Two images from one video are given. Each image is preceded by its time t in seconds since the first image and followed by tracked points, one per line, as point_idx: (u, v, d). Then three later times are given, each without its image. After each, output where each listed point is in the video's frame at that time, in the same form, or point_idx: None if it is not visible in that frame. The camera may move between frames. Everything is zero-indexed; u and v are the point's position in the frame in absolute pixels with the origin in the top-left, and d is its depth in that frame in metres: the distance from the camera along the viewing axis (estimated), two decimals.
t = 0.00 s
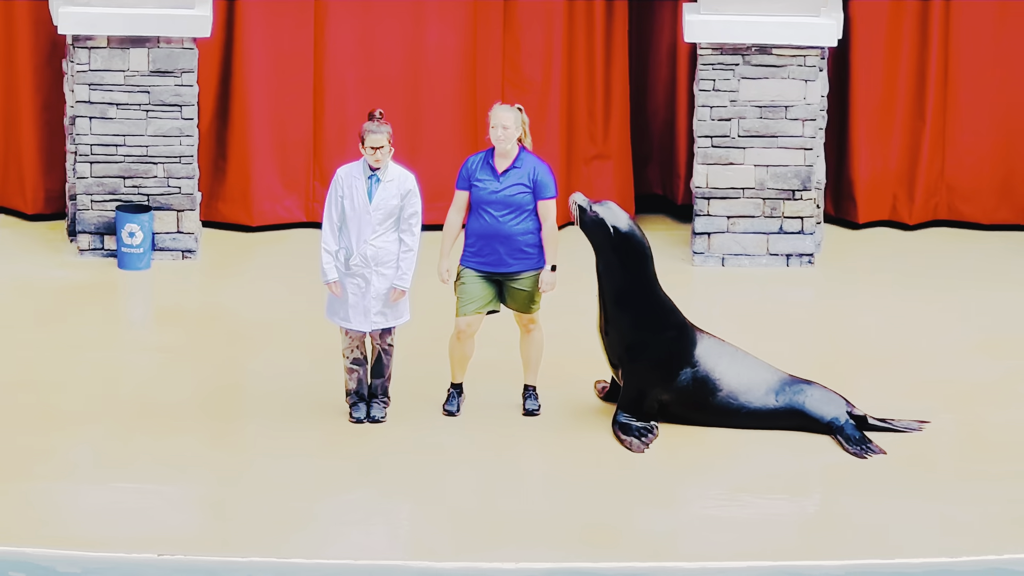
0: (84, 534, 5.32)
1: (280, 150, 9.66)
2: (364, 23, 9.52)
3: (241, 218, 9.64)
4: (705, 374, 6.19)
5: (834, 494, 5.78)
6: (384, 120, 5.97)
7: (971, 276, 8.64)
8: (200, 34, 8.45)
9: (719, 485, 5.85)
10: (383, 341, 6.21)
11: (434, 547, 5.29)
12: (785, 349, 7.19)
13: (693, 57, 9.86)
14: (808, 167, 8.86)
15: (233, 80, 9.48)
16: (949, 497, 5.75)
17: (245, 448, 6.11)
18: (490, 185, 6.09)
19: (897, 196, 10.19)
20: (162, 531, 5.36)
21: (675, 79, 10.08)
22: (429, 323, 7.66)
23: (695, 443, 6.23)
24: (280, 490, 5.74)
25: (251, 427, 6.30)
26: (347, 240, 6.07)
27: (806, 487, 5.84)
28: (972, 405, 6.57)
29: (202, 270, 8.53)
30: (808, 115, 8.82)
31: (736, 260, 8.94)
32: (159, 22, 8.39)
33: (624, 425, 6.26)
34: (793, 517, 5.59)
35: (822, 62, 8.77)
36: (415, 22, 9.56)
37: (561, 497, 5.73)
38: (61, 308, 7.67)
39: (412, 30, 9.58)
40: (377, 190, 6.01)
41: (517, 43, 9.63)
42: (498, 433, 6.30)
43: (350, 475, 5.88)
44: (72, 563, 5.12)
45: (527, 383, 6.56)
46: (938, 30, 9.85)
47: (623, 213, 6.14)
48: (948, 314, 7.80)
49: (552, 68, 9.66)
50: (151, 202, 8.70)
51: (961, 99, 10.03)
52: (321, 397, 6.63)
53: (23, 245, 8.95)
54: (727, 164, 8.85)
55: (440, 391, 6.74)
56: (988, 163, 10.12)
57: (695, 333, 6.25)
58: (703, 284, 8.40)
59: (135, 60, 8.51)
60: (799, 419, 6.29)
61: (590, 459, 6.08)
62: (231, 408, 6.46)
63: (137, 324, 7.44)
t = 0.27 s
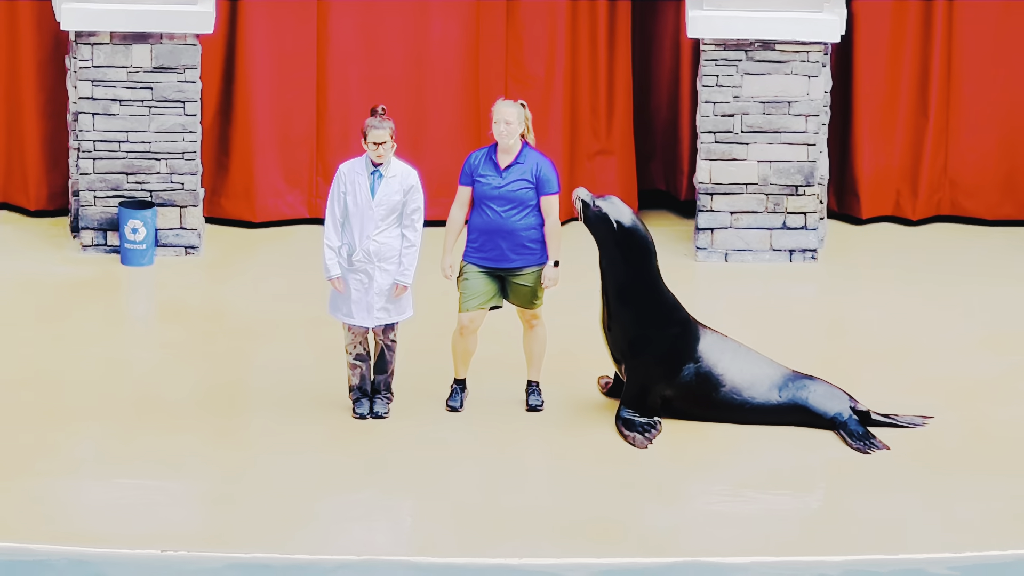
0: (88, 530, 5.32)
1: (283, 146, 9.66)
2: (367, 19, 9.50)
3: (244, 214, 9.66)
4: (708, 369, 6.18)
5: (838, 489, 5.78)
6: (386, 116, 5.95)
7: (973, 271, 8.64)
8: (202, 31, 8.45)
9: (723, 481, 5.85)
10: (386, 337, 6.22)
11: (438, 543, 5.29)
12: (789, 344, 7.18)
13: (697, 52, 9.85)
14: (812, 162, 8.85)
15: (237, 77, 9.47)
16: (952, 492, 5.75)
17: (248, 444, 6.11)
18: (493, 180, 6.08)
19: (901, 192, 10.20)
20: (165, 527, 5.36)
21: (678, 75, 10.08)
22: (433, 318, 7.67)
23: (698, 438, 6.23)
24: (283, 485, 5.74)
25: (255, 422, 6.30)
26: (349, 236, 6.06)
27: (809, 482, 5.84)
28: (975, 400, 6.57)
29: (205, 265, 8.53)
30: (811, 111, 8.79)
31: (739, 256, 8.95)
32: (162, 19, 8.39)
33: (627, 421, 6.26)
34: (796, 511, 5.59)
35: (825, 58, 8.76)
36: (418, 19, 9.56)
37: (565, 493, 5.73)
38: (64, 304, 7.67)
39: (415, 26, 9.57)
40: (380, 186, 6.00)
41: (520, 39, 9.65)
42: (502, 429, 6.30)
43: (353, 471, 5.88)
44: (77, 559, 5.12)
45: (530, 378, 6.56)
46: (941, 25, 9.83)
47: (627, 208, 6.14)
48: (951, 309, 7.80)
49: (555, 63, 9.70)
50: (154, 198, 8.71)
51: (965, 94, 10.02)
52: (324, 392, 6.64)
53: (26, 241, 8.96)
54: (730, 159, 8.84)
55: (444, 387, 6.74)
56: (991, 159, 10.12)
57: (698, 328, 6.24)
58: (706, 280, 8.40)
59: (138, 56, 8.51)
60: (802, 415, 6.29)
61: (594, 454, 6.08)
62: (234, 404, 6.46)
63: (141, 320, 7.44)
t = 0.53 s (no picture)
0: (94, 525, 5.32)
1: (288, 140, 9.66)
2: (373, 13, 9.50)
3: (249, 209, 9.63)
4: (713, 364, 6.19)
5: (843, 484, 5.78)
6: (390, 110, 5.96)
7: (977, 266, 8.64)
8: (207, 26, 8.45)
9: (728, 475, 5.85)
10: (391, 332, 6.20)
11: (443, 538, 5.29)
12: (794, 339, 7.18)
13: (702, 47, 9.85)
14: (817, 157, 8.86)
15: (242, 72, 9.47)
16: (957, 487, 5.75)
17: (254, 439, 6.10)
18: (497, 175, 6.08)
19: (905, 186, 10.19)
20: (170, 522, 5.36)
21: (682, 69, 10.08)
22: (438, 314, 7.66)
23: (703, 433, 6.23)
24: (289, 481, 5.74)
25: (260, 417, 6.30)
26: (353, 231, 6.04)
27: (815, 477, 5.84)
28: (980, 395, 6.57)
29: (209, 261, 8.53)
30: (815, 105, 8.80)
31: (744, 250, 8.93)
32: (166, 14, 8.39)
33: (632, 416, 6.25)
34: (801, 506, 5.59)
35: (830, 52, 8.76)
36: (423, 13, 9.54)
37: (570, 488, 5.73)
38: (68, 299, 7.67)
39: (419, 20, 9.55)
40: (384, 180, 6.00)
41: (524, 33, 9.66)
42: (507, 423, 6.30)
43: (358, 465, 5.88)
44: (83, 555, 5.12)
45: (535, 373, 6.55)
46: (946, 19, 9.83)
47: (632, 202, 6.12)
48: (955, 304, 7.80)
49: (560, 58, 9.68)
50: (159, 193, 8.71)
51: (970, 88, 10.02)
52: (329, 387, 6.63)
53: (29, 237, 8.95)
54: (735, 154, 8.85)
55: (449, 382, 6.74)
56: (996, 153, 10.11)
57: (703, 323, 6.24)
58: (710, 274, 8.40)
59: (142, 51, 8.51)
60: (807, 409, 6.28)
61: (599, 449, 6.08)
62: (240, 399, 6.46)
63: (145, 315, 7.44)
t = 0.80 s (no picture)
0: (101, 520, 5.33)
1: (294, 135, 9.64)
2: (379, 6, 9.47)
3: (255, 204, 9.62)
4: (719, 358, 6.19)
5: (849, 479, 5.79)
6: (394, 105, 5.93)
7: (982, 262, 8.64)
8: (213, 21, 8.46)
9: (734, 470, 5.85)
10: (397, 327, 6.20)
11: (450, 533, 5.29)
12: (800, 334, 7.19)
13: (708, 42, 9.86)
14: (822, 152, 8.85)
15: (247, 66, 9.43)
16: (964, 482, 5.75)
17: (261, 434, 6.11)
18: (502, 170, 6.08)
19: (911, 180, 10.19)
20: (177, 517, 5.37)
21: (688, 64, 10.08)
22: (444, 309, 7.67)
23: (710, 428, 6.23)
24: (296, 476, 5.74)
25: (267, 412, 6.30)
26: (359, 226, 6.03)
27: (821, 471, 5.85)
28: (987, 389, 6.57)
29: (215, 257, 8.54)
30: (821, 100, 8.81)
31: (750, 246, 8.95)
32: (172, 9, 8.40)
33: (638, 411, 6.26)
34: (807, 501, 5.60)
35: (835, 47, 8.77)
36: (429, 7, 9.52)
37: (577, 482, 5.74)
38: (74, 294, 7.67)
39: (426, 13, 9.53)
40: (389, 175, 5.98)
41: (530, 26, 9.65)
42: (514, 418, 6.30)
43: (365, 461, 5.88)
44: (89, 549, 5.13)
45: (541, 367, 6.56)
46: (952, 14, 9.83)
47: (638, 196, 6.14)
48: (960, 300, 7.80)
49: (566, 52, 9.70)
50: (165, 188, 8.71)
51: (975, 83, 10.02)
52: (336, 383, 6.64)
53: (35, 233, 8.96)
54: (740, 149, 8.86)
55: (456, 376, 6.74)
56: (1002, 148, 10.11)
57: (709, 318, 6.25)
58: (716, 269, 8.41)
59: (148, 47, 8.51)
60: (813, 404, 6.29)
61: (606, 444, 6.08)
62: (247, 394, 6.47)
63: (151, 310, 7.44)
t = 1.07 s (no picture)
0: (108, 515, 5.33)
1: (300, 130, 9.63)
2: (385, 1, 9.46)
3: (261, 199, 9.61)
4: (725, 352, 6.19)
5: (855, 473, 5.78)
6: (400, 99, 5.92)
7: (988, 256, 8.63)
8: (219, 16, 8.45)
9: (741, 465, 5.85)
10: (404, 322, 6.20)
11: (456, 528, 5.28)
12: (806, 328, 7.18)
13: (714, 36, 9.85)
14: (828, 146, 8.87)
15: (253, 61, 9.42)
16: (970, 477, 5.74)
17: (268, 429, 6.10)
18: (508, 165, 6.07)
19: (917, 174, 10.17)
20: (184, 511, 5.37)
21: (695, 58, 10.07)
22: (450, 304, 7.66)
23: (717, 423, 6.22)
24: (302, 471, 5.74)
25: (273, 407, 6.30)
26: (365, 220, 6.01)
27: (828, 466, 5.84)
28: (994, 384, 6.56)
29: (221, 251, 8.54)
30: (827, 94, 8.81)
31: (756, 240, 8.95)
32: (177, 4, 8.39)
33: (645, 405, 6.25)
34: (813, 496, 5.59)
35: (841, 41, 8.77)
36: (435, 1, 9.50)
37: (584, 477, 5.74)
38: (80, 290, 7.67)
39: (431, 7, 9.52)
40: (395, 170, 5.96)
41: (536, 21, 9.63)
42: (520, 413, 6.30)
43: (372, 455, 5.88)
44: (97, 544, 5.13)
45: (547, 362, 6.56)
46: (958, 8, 9.80)
47: (644, 190, 6.12)
48: (966, 294, 7.79)
49: (572, 47, 9.66)
50: (171, 183, 8.72)
51: (982, 77, 9.99)
52: (343, 378, 6.64)
53: (42, 228, 8.96)
54: (746, 143, 8.85)
55: (463, 371, 6.74)
56: (1008, 143, 10.08)
57: (715, 313, 6.24)
58: (722, 264, 8.40)
59: (154, 42, 8.51)
60: (819, 399, 6.28)
61: (612, 438, 6.08)
62: (254, 389, 6.47)
63: (157, 305, 7.44)
